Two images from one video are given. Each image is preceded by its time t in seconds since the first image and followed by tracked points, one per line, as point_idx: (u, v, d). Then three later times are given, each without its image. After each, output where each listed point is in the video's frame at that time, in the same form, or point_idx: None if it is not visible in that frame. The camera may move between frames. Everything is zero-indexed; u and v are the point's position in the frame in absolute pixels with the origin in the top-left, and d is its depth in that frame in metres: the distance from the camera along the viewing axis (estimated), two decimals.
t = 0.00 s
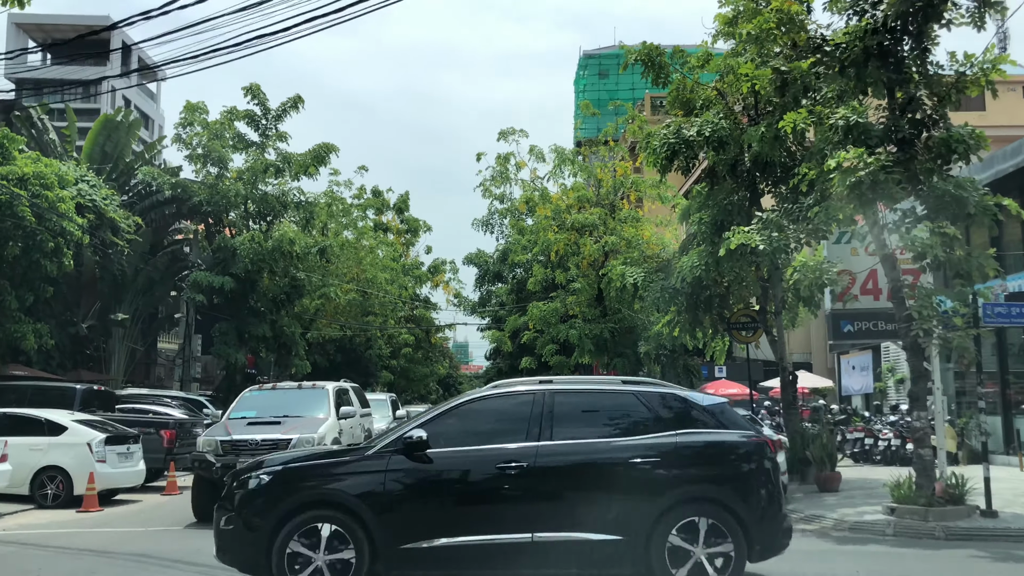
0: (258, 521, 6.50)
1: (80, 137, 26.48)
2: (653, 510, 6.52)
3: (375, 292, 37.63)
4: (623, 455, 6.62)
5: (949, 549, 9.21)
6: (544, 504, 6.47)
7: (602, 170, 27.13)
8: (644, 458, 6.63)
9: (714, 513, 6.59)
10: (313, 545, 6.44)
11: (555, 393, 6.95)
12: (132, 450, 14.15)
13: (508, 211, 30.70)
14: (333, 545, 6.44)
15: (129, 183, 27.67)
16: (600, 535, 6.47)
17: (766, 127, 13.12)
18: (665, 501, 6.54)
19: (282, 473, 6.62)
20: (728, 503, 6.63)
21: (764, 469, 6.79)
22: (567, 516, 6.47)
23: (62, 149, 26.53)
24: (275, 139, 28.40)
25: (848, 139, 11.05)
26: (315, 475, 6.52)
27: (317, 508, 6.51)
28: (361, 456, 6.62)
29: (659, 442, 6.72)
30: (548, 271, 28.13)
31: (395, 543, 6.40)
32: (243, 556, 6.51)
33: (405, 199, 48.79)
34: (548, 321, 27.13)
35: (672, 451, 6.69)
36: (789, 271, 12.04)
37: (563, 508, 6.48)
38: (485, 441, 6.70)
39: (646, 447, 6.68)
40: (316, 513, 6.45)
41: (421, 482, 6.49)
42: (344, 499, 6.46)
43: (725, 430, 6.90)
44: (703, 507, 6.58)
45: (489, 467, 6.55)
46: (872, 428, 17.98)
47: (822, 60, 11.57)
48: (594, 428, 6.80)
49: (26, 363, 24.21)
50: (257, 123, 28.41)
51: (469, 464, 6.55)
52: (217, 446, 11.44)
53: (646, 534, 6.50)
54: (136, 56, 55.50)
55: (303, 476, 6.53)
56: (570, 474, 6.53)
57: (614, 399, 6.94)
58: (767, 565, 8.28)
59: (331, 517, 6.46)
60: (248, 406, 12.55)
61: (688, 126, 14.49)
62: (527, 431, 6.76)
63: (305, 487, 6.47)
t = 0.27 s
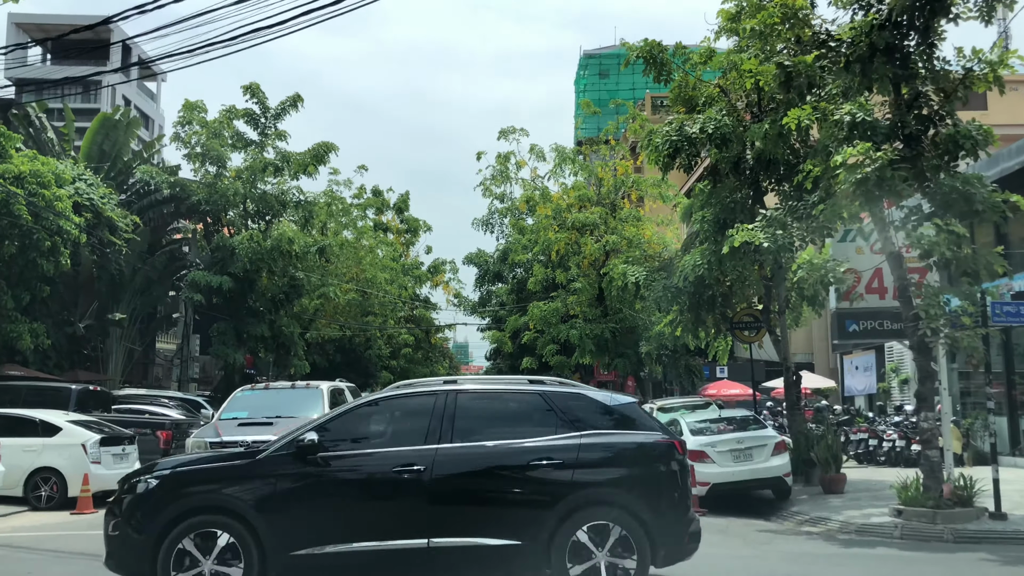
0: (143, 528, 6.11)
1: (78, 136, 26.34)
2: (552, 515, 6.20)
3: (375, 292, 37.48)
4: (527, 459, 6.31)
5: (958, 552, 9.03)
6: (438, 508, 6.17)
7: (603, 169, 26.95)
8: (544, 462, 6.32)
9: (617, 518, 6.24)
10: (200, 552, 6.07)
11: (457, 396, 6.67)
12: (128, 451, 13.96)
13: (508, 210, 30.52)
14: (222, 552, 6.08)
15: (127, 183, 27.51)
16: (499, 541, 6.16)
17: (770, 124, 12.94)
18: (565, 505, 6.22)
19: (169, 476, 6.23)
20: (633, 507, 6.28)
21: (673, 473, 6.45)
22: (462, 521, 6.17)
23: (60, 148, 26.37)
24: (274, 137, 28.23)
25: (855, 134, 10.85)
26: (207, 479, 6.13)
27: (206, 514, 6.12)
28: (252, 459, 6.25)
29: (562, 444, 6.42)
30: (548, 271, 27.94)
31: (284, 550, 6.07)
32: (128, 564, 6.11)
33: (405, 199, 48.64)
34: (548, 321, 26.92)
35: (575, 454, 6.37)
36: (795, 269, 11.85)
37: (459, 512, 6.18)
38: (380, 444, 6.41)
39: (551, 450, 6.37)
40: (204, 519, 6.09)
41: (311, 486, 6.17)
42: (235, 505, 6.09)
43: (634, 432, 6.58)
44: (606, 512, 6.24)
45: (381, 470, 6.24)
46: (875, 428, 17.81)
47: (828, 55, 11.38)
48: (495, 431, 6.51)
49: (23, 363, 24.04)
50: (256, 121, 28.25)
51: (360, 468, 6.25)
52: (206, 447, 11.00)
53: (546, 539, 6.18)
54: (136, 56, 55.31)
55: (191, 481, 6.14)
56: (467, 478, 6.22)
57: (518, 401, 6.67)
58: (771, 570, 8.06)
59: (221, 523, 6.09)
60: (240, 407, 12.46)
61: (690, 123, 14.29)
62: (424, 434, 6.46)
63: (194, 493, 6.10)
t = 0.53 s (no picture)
0: (16, 531, 5.90)
1: (75, 134, 26.19)
2: (438, 519, 6.03)
3: (375, 291, 37.33)
4: (414, 460, 6.14)
5: (967, 554, 8.86)
6: (320, 512, 6.01)
7: (603, 168, 26.79)
8: (429, 465, 6.14)
9: (505, 522, 6.06)
10: (74, 556, 5.88)
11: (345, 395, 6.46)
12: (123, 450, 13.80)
13: (509, 209, 30.36)
14: (97, 557, 5.89)
15: (125, 181, 27.35)
16: (383, 546, 6.00)
17: (773, 120, 12.78)
18: (451, 509, 6.04)
19: (45, 478, 6.05)
20: (521, 511, 6.10)
21: (565, 474, 6.26)
22: (345, 525, 6.02)
23: (57, 146, 26.21)
24: (273, 136, 28.06)
25: (861, 129, 10.68)
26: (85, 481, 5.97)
27: (83, 517, 5.94)
28: (130, 461, 6.08)
29: (450, 446, 6.22)
30: (549, 270, 27.79)
31: (160, 554, 5.91)
32: None
33: (405, 198, 48.49)
34: (548, 320, 26.74)
35: (463, 457, 6.17)
36: (800, 267, 11.69)
37: (342, 516, 6.02)
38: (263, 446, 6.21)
39: (441, 451, 6.20)
40: (79, 522, 5.91)
41: (189, 489, 6.00)
42: (111, 509, 5.93)
43: (527, 432, 6.38)
44: (494, 516, 6.06)
45: (262, 474, 6.06)
46: (880, 428, 17.64)
47: (833, 49, 11.22)
48: (383, 432, 6.31)
49: (19, 362, 23.90)
50: (255, 119, 28.08)
51: (240, 471, 6.07)
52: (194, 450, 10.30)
53: (432, 544, 6.02)
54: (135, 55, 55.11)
55: (66, 483, 5.97)
56: (351, 481, 6.05)
57: (407, 400, 6.46)
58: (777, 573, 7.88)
59: (98, 528, 5.91)
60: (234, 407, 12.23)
61: (693, 119, 14.13)
62: (307, 435, 6.27)
63: (66, 497, 5.93)
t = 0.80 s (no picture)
0: None
1: (73, 131, 26.04)
2: (309, 523, 6.09)
3: (375, 290, 37.18)
4: (282, 462, 6.19)
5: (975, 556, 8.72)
6: (190, 515, 6.08)
7: (604, 166, 26.66)
8: (306, 467, 6.18)
9: (381, 526, 6.09)
10: None
11: (221, 398, 6.51)
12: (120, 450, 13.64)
13: (509, 208, 30.21)
14: None
15: (123, 179, 27.20)
16: (249, 549, 6.07)
17: (776, 116, 12.67)
18: (325, 512, 6.10)
19: None
20: (398, 514, 6.14)
21: (445, 476, 6.31)
22: (204, 529, 6.08)
23: (55, 144, 26.06)
24: (272, 134, 27.91)
25: (867, 125, 10.55)
26: None
27: None
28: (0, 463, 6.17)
29: (325, 447, 6.27)
30: (549, 269, 27.65)
31: (27, 555, 6.01)
32: None
33: (405, 197, 48.33)
34: (549, 319, 26.59)
35: (340, 459, 6.23)
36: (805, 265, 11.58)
37: (216, 520, 6.10)
38: (137, 449, 6.29)
39: (311, 453, 6.25)
40: None
41: (57, 493, 6.08)
42: None
43: (407, 435, 6.43)
44: (369, 519, 6.11)
45: (131, 477, 6.13)
46: (883, 428, 17.50)
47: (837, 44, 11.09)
48: (257, 435, 6.35)
49: (16, 361, 23.76)
50: (254, 118, 27.93)
51: (110, 473, 6.14)
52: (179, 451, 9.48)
53: (302, 550, 6.07)
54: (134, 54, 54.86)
55: None
56: (217, 484, 6.11)
57: (288, 399, 6.52)
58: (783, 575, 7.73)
59: None
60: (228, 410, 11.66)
61: (695, 116, 14.00)
62: (182, 436, 6.34)
63: None
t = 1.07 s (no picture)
0: None
1: (71, 130, 25.88)
2: (171, 526, 5.93)
3: (375, 289, 37.04)
4: (144, 463, 6.04)
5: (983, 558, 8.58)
6: (52, 520, 5.94)
7: (605, 164, 26.51)
8: (167, 469, 6.03)
9: (244, 533, 5.94)
10: None
11: (87, 397, 6.32)
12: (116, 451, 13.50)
13: (509, 206, 30.05)
14: None
15: (121, 178, 27.04)
16: (111, 554, 5.93)
17: (780, 112, 12.51)
18: (183, 517, 5.95)
19: None
20: (258, 518, 5.98)
21: (314, 478, 6.12)
22: (68, 532, 5.94)
23: (53, 142, 25.90)
24: (271, 132, 27.77)
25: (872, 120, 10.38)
26: None
27: None
28: None
29: (186, 450, 6.10)
30: (550, 268, 27.50)
31: None
32: None
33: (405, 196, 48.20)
34: (549, 318, 26.52)
35: (203, 459, 6.06)
36: (810, 262, 11.41)
37: (77, 526, 5.98)
38: None
39: (174, 454, 6.08)
40: None
41: None
42: None
43: (273, 435, 6.23)
44: (228, 523, 5.95)
45: None
46: (887, 428, 17.35)
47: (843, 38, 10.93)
48: (114, 441, 6.16)
49: (14, 361, 23.61)
50: (253, 116, 27.78)
51: None
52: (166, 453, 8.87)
53: (163, 553, 5.92)
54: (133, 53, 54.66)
55: None
56: (76, 487, 5.97)
57: (154, 397, 6.33)
58: None
59: None
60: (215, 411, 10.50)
61: (698, 112, 13.84)
62: (41, 435, 6.19)
63: None
